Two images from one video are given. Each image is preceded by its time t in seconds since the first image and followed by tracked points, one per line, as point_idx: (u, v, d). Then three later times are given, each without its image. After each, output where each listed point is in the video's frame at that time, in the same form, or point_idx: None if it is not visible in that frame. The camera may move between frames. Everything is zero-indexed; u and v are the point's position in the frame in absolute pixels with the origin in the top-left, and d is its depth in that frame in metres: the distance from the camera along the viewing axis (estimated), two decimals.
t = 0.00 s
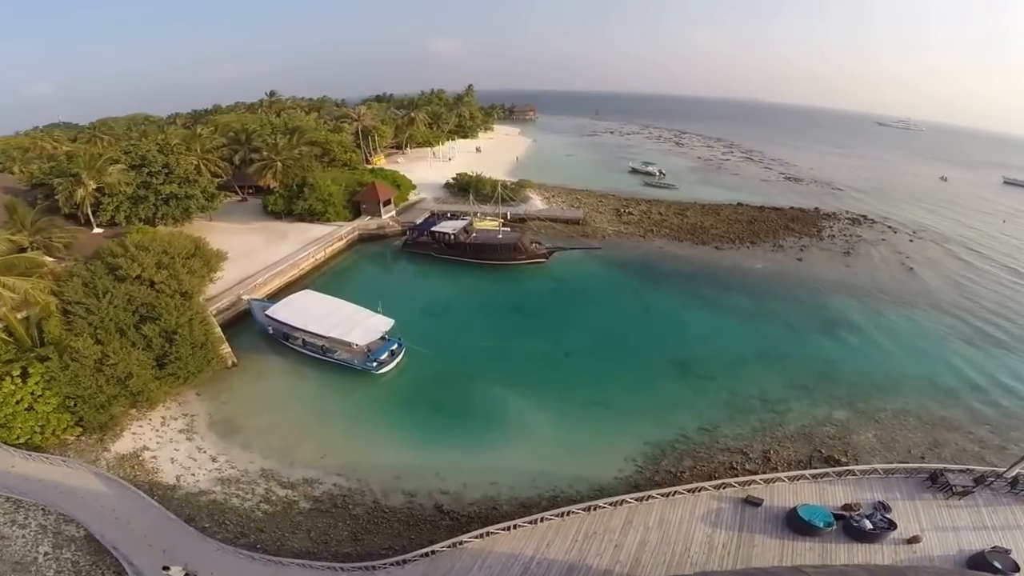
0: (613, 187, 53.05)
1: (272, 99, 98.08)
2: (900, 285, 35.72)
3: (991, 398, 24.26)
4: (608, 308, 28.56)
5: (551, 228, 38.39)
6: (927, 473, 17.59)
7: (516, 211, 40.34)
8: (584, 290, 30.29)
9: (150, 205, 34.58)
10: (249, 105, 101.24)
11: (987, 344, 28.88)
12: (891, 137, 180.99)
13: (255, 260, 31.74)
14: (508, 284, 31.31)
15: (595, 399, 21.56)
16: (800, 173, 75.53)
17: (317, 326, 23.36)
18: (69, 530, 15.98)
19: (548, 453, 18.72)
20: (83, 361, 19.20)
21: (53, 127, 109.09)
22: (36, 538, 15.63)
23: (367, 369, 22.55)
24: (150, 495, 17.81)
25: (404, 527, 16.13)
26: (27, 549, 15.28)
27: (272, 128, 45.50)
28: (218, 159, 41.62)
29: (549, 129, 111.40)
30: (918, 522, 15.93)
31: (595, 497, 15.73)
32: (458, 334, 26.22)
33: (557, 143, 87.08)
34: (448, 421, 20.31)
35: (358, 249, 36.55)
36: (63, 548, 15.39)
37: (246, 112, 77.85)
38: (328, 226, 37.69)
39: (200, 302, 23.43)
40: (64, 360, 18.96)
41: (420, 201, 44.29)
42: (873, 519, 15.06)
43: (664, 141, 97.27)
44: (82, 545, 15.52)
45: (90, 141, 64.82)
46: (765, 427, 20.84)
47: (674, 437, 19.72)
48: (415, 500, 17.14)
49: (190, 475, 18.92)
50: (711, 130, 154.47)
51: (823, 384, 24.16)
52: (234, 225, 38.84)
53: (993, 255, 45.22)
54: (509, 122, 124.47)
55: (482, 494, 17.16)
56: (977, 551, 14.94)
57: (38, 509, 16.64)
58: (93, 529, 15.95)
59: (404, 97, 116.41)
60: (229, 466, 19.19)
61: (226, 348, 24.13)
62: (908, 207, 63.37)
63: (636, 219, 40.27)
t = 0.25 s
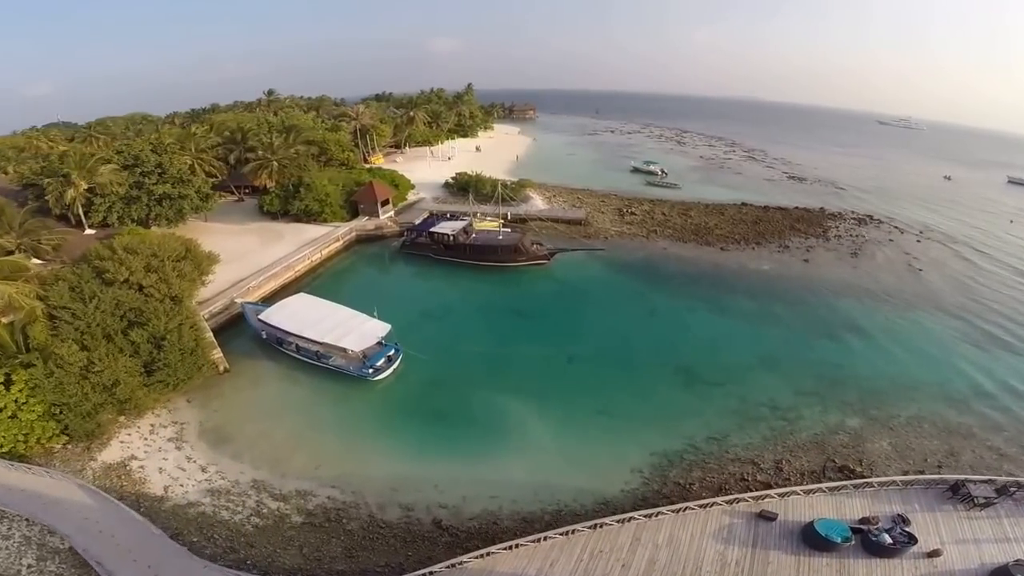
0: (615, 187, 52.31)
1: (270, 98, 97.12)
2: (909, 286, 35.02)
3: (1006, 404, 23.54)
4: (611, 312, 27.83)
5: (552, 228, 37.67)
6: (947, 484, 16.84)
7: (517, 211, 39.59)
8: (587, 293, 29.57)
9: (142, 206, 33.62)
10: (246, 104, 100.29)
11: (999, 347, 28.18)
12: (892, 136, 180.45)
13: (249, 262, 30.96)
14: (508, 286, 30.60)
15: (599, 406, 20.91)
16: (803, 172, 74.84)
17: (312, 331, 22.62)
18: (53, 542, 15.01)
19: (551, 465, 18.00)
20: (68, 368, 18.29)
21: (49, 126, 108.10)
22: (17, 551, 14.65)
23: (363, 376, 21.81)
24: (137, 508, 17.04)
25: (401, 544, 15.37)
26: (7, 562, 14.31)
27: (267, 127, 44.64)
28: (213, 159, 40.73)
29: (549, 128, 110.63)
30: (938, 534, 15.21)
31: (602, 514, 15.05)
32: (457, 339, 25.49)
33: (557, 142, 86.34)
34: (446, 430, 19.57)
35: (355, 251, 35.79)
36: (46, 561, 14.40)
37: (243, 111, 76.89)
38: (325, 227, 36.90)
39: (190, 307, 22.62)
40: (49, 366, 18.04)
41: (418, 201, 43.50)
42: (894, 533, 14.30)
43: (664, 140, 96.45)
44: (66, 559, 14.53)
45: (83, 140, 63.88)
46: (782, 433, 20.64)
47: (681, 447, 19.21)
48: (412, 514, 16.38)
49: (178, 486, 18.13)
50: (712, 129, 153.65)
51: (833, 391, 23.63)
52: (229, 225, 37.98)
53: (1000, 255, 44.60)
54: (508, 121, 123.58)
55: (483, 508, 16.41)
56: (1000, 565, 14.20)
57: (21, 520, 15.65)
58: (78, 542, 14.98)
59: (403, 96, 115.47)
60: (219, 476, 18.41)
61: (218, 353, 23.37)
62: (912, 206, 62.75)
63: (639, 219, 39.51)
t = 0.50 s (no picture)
0: (616, 186, 51.53)
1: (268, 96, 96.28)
2: (918, 288, 34.30)
3: None
4: (615, 316, 27.08)
5: (554, 228, 36.90)
6: (968, 494, 16.10)
7: (517, 211, 38.82)
8: (589, 296, 28.85)
9: (134, 206, 32.82)
10: (245, 103, 99.42)
11: (1013, 350, 27.43)
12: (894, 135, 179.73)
13: (243, 264, 30.19)
14: (509, 288, 29.86)
15: (603, 415, 20.25)
16: (806, 171, 74.06)
17: (305, 336, 21.87)
18: (37, 555, 13.95)
19: (554, 478, 17.30)
20: (52, 375, 17.29)
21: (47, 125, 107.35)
22: None
23: (359, 383, 21.08)
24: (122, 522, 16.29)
25: (397, 561, 14.62)
26: None
27: (263, 126, 43.82)
28: (207, 158, 39.91)
29: (549, 127, 109.78)
30: (961, 548, 14.48)
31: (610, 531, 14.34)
32: (456, 344, 24.78)
33: (557, 141, 85.50)
34: (445, 441, 18.83)
35: (352, 252, 35.02)
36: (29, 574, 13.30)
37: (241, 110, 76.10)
38: (322, 227, 36.11)
39: (181, 311, 21.67)
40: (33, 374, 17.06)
41: (417, 201, 42.71)
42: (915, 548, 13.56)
43: (666, 139, 95.62)
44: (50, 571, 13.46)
45: (79, 140, 63.14)
46: (804, 440, 20.38)
47: (690, 458, 18.66)
48: (409, 530, 15.62)
49: (165, 498, 17.36)
50: (713, 128, 152.78)
51: (845, 398, 22.95)
52: (224, 226, 37.20)
53: (1008, 255, 43.87)
54: (509, 120, 122.76)
55: (483, 524, 15.66)
56: None
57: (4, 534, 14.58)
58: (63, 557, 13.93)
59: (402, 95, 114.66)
60: (208, 487, 17.66)
61: (210, 359, 22.56)
62: (917, 205, 61.99)
63: (642, 219, 38.75)
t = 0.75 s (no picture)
0: (618, 186, 50.86)
1: (267, 97, 95.68)
2: (927, 290, 33.64)
3: None
4: (619, 320, 26.39)
5: (556, 229, 36.20)
6: (992, 504, 15.35)
7: (519, 212, 38.10)
8: (593, 299, 28.19)
9: (128, 207, 32.07)
10: (243, 103, 98.79)
11: None
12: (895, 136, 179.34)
13: (238, 266, 29.48)
14: (511, 291, 29.18)
15: (609, 424, 19.65)
16: (809, 171, 73.43)
17: (298, 341, 21.13)
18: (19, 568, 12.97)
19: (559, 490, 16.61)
20: (36, 382, 16.27)
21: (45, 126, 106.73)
22: None
23: (355, 391, 20.38)
24: (107, 535, 15.56)
25: None
26: None
27: (260, 125, 43.12)
28: (203, 158, 39.18)
29: (550, 127, 109.22)
30: (987, 562, 13.75)
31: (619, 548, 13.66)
32: (457, 349, 24.11)
33: (558, 141, 84.88)
34: (445, 451, 18.15)
35: (351, 253, 34.34)
36: None
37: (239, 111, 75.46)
38: (319, 228, 35.43)
39: (172, 315, 20.79)
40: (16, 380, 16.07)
41: (417, 202, 42.03)
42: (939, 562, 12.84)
43: (667, 139, 95.04)
44: None
45: (76, 140, 62.49)
46: (818, 448, 19.82)
47: (699, 469, 18.05)
48: (407, 546, 14.89)
49: (153, 509, 16.64)
50: (714, 129, 152.28)
51: (858, 404, 22.28)
52: (220, 228, 36.50)
53: (1017, 256, 43.19)
54: (509, 120, 122.22)
55: (485, 540, 14.93)
56: None
57: None
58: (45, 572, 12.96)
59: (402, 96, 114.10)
60: (198, 498, 16.94)
61: (203, 364, 21.84)
62: (922, 206, 61.34)
63: (646, 219, 38.08)
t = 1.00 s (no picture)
0: (620, 187, 50.20)
1: (265, 97, 94.99)
2: (937, 291, 32.99)
3: None
4: (623, 324, 25.76)
5: (558, 230, 35.51)
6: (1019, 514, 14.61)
7: (520, 212, 37.41)
8: (597, 302, 27.53)
9: (121, 208, 31.30)
10: (241, 104, 98.06)
11: None
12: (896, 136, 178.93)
13: (233, 268, 28.80)
14: (513, 293, 28.51)
15: (614, 433, 19.22)
16: (813, 172, 72.82)
17: (291, 347, 20.38)
18: None
19: (565, 505, 15.98)
20: (18, 390, 15.42)
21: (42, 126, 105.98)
22: None
23: (351, 398, 19.66)
24: (92, 549, 14.85)
25: None
26: None
27: (257, 125, 42.42)
28: (199, 158, 38.45)
29: (551, 128, 108.59)
30: None
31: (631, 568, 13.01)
32: (458, 354, 23.44)
33: (560, 142, 84.24)
34: (446, 462, 17.49)
35: (349, 255, 33.65)
36: None
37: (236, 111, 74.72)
38: (317, 229, 34.73)
39: (162, 319, 20.14)
40: None
41: (416, 203, 41.34)
42: None
43: (668, 140, 94.43)
44: None
45: (71, 141, 61.72)
46: (832, 455, 19.13)
47: (710, 479, 17.52)
48: (406, 563, 14.18)
49: (140, 521, 15.92)
50: (714, 129, 151.76)
51: (871, 409, 21.64)
52: (216, 229, 35.78)
53: None
54: (509, 121, 121.59)
55: (487, 557, 14.24)
56: None
57: None
58: None
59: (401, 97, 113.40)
60: (187, 510, 16.24)
61: (194, 370, 21.17)
62: (926, 206, 60.72)
63: (649, 220, 37.40)
